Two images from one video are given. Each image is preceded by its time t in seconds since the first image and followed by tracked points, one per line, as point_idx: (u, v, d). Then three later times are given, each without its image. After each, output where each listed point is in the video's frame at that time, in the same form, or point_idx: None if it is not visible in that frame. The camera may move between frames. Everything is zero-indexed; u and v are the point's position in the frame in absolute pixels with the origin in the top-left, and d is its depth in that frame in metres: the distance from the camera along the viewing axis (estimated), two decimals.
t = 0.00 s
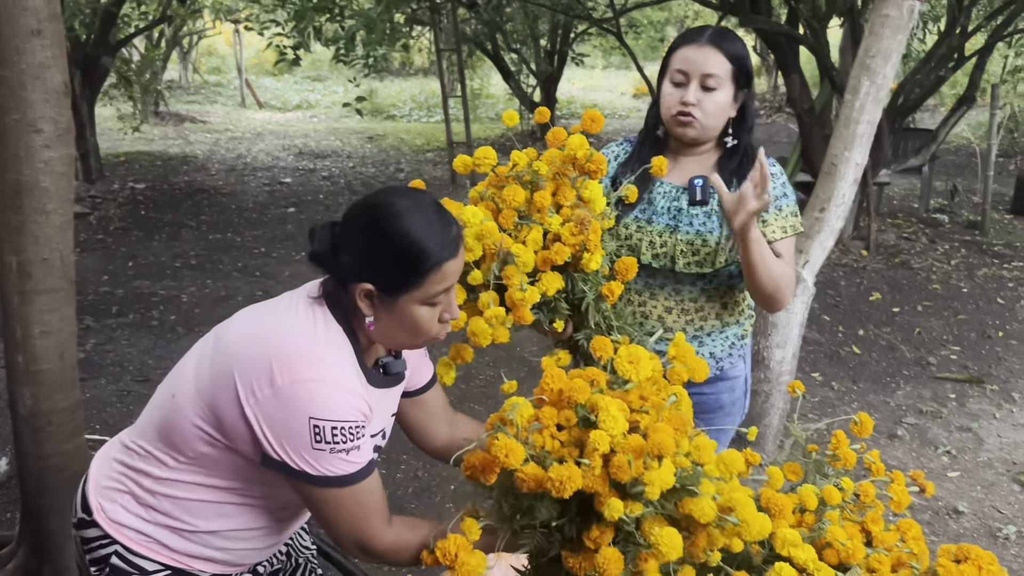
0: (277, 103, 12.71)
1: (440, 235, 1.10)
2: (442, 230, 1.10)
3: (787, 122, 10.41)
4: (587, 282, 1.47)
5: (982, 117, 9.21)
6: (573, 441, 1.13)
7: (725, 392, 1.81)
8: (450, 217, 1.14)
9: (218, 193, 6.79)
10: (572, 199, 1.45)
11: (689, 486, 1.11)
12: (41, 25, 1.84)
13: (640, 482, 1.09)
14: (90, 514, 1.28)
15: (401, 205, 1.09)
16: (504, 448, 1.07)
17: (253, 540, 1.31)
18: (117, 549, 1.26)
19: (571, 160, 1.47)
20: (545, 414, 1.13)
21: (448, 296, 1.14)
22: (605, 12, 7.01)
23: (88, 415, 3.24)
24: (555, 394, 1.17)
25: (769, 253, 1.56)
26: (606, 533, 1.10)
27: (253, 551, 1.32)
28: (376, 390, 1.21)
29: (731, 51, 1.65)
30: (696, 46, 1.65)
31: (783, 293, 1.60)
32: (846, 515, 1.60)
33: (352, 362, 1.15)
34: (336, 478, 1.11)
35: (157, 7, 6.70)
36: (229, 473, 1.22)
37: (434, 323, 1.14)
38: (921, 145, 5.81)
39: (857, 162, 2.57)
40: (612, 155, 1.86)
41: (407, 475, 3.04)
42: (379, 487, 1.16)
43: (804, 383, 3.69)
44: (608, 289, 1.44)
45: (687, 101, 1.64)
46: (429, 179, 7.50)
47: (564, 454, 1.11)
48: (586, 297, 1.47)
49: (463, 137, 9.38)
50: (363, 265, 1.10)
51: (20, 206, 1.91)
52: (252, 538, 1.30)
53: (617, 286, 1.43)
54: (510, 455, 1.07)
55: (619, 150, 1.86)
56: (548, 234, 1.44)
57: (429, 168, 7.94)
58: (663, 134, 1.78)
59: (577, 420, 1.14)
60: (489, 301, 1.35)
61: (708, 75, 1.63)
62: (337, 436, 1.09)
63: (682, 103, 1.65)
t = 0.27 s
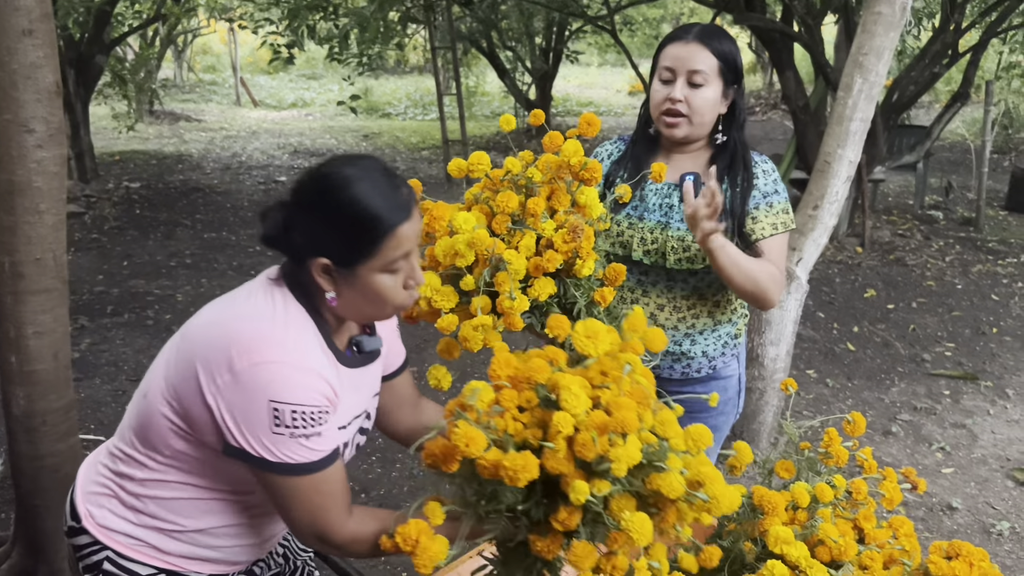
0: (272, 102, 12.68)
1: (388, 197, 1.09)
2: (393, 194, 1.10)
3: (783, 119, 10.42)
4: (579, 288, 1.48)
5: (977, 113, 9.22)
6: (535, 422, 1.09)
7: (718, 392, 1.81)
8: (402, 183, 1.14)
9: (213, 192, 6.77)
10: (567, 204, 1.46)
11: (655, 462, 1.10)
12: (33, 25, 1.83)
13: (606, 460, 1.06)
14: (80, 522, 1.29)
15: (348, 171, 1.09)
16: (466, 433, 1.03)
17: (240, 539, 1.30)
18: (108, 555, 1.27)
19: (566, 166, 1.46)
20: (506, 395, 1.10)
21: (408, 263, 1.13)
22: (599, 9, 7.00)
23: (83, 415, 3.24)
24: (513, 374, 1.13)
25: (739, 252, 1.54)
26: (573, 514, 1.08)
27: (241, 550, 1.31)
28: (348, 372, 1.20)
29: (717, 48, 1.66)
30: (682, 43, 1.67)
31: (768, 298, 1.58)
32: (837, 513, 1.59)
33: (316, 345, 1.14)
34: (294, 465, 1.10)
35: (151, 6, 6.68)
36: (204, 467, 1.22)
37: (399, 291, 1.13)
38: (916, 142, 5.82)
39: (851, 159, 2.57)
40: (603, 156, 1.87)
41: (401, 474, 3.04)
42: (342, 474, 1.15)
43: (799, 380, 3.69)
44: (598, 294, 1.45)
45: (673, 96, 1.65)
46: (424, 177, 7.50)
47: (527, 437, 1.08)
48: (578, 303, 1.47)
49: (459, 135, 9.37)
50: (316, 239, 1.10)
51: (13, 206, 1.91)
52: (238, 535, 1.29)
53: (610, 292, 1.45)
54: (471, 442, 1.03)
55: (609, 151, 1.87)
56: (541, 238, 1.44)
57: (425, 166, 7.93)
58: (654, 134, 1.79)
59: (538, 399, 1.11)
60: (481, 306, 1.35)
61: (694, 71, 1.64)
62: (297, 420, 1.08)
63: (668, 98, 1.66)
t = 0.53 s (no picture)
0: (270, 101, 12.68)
1: (290, 136, 1.09)
2: (291, 133, 1.09)
3: (780, 118, 10.44)
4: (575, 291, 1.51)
5: (974, 111, 9.23)
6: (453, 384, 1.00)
7: (717, 395, 1.82)
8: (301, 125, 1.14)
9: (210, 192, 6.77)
10: (560, 209, 1.47)
11: (583, 418, 1.00)
12: (30, 28, 1.83)
13: (530, 419, 0.96)
14: (70, 541, 1.29)
15: (240, 120, 1.09)
16: (375, 391, 0.95)
17: (213, 543, 1.27)
18: (102, 570, 1.26)
19: (558, 171, 1.47)
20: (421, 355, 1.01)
21: (326, 202, 1.13)
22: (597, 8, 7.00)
23: (80, 416, 3.24)
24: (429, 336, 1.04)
25: (731, 263, 1.56)
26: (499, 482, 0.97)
27: (216, 555, 1.28)
28: (283, 338, 1.17)
29: (713, 48, 1.66)
30: (678, 44, 1.67)
31: (762, 305, 1.62)
32: (835, 514, 1.60)
33: (237, 313, 1.11)
34: (201, 445, 1.04)
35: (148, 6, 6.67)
36: (164, 469, 1.20)
37: (327, 229, 1.13)
38: (913, 140, 5.83)
39: (847, 160, 2.58)
40: (600, 159, 1.87)
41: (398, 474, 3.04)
42: (259, 455, 1.09)
43: (797, 380, 3.70)
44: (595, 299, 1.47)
45: (669, 98, 1.65)
46: (422, 176, 7.50)
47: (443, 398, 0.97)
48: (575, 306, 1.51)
49: (456, 134, 9.37)
50: (225, 194, 1.09)
51: (10, 209, 1.91)
52: (211, 540, 1.26)
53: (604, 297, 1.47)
54: (380, 399, 0.95)
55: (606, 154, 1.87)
56: (537, 243, 1.44)
57: (423, 165, 7.93)
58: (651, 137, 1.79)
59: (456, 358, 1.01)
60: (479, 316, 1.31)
61: (690, 72, 1.64)
62: (207, 391, 1.05)
63: (664, 99, 1.66)
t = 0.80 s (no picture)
0: (270, 102, 12.68)
1: (215, 111, 1.10)
2: (211, 108, 1.09)
3: (780, 118, 10.44)
4: (577, 294, 1.52)
5: (974, 111, 9.24)
6: (391, 389, 1.00)
7: (718, 399, 1.83)
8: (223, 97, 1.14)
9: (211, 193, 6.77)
10: (563, 212, 1.46)
11: (523, 440, 0.98)
12: (33, 34, 1.84)
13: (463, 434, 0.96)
14: (59, 551, 1.29)
15: (156, 99, 1.08)
16: (302, 389, 0.94)
17: (156, 544, 1.23)
18: None
19: (561, 173, 1.47)
20: (361, 355, 1.01)
21: (259, 174, 1.14)
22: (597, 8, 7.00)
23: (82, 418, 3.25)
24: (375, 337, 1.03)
25: (732, 270, 1.57)
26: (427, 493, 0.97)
27: (178, 555, 1.25)
28: (216, 321, 1.17)
29: (715, 53, 1.66)
30: (680, 49, 1.67)
31: (763, 310, 1.63)
32: (837, 517, 1.61)
33: (162, 297, 1.11)
34: (118, 433, 1.04)
35: (149, 7, 6.67)
36: (98, 472, 1.18)
37: (266, 202, 1.14)
38: (913, 140, 5.83)
39: (848, 162, 2.58)
40: (602, 162, 1.88)
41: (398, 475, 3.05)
42: (180, 446, 1.08)
43: (798, 381, 3.70)
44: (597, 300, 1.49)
45: (670, 102, 1.65)
46: (423, 177, 7.51)
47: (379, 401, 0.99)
48: (576, 309, 1.51)
49: (457, 135, 9.38)
50: (157, 178, 1.09)
51: (13, 214, 1.91)
52: (158, 541, 1.23)
53: (606, 299, 1.48)
54: (305, 397, 0.94)
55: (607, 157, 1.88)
56: (539, 246, 1.44)
57: (423, 166, 7.93)
58: (651, 140, 1.80)
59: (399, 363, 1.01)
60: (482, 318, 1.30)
61: (691, 77, 1.65)
62: (121, 377, 1.04)
63: (665, 104, 1.66)
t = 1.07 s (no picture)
0: (273, 102, 12.71)
1: (174, 106, 1.10)
2: (171, 103, 1.10)
3: (782, 117, 10.45)
4: (583, 296, 1.52)
5: (977, 111, 9.24)
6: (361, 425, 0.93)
7: (720, 399, 1.83)
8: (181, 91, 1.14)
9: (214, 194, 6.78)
10: (572, 213, 1.47)
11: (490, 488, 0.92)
12: (38, 35, 1.84)
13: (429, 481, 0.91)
14: (50, 556, 1.27)
15: (114, 93, 1.07)
16: (262, 430, 0.86)
17: (120, 541, 1.20)
18: None
19: (571, 175, 1.49)
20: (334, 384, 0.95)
21: (219, 168, 1.15)
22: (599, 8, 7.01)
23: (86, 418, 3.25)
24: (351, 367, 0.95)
25: (738, 269, 1.57)
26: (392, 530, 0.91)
27: (148, 555, 1.22)
28: (179, 315, 1.17)
29: (717, 53, 1.67)
30: (683, 49, 1.67)
31: (768, 310, 1.63)
32: (842, 518, 1.61)
33: (120, 292, 1.11)
34: (75, 429, 1.02)
35: (152, 8, 6.68)
36: (60, 473, 1.17)
37: (226, 196, 1.15)
38: (917, 140, 5.83)
39: (852, 162, 2.58)
40: (606, 163, 1.88)
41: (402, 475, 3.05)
42: (143, 444, 1.06)
43: (802, 381, 3.71)
44: (603, 303, 1.49)
45: (673, 103, 1.66)
46: (425, 177, 7.52)
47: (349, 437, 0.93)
48: (581, 311, 1.51)
49: (459, 135, 9.39)
50: (116, 173, 1.08)
51: (19, 215, 1.92)
52: (119, 537, 1.20)
53: (613, 301, 1.48)
54: (267, 440, 0.86)
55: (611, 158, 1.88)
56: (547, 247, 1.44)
57: (426, 166, 7.94)
58: (654, 141, 1.80)
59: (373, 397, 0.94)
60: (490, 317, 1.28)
61: (694, 77, 1.65)
62: (78, 372, 1.03)
63: (669, 105, 1.67)
